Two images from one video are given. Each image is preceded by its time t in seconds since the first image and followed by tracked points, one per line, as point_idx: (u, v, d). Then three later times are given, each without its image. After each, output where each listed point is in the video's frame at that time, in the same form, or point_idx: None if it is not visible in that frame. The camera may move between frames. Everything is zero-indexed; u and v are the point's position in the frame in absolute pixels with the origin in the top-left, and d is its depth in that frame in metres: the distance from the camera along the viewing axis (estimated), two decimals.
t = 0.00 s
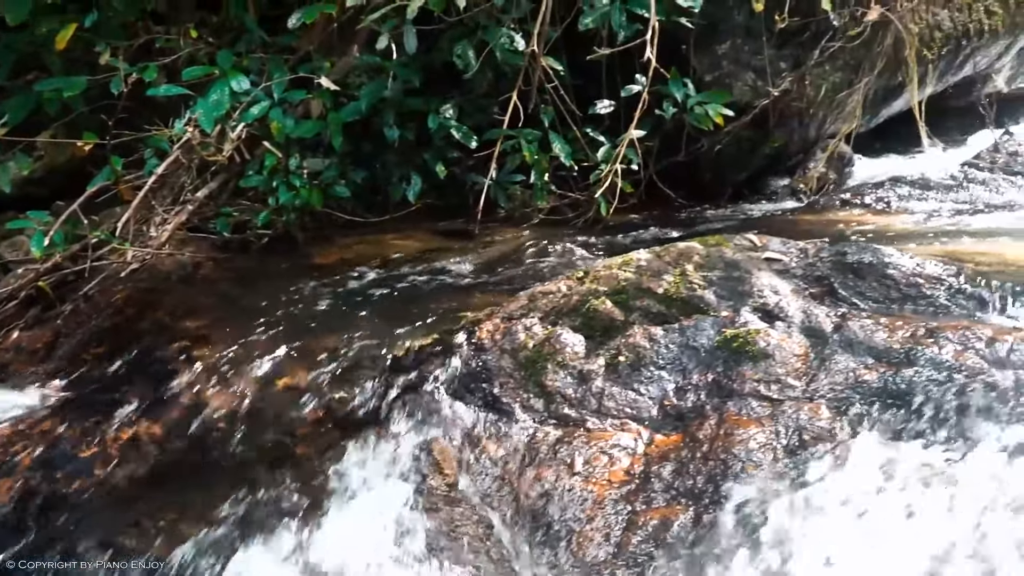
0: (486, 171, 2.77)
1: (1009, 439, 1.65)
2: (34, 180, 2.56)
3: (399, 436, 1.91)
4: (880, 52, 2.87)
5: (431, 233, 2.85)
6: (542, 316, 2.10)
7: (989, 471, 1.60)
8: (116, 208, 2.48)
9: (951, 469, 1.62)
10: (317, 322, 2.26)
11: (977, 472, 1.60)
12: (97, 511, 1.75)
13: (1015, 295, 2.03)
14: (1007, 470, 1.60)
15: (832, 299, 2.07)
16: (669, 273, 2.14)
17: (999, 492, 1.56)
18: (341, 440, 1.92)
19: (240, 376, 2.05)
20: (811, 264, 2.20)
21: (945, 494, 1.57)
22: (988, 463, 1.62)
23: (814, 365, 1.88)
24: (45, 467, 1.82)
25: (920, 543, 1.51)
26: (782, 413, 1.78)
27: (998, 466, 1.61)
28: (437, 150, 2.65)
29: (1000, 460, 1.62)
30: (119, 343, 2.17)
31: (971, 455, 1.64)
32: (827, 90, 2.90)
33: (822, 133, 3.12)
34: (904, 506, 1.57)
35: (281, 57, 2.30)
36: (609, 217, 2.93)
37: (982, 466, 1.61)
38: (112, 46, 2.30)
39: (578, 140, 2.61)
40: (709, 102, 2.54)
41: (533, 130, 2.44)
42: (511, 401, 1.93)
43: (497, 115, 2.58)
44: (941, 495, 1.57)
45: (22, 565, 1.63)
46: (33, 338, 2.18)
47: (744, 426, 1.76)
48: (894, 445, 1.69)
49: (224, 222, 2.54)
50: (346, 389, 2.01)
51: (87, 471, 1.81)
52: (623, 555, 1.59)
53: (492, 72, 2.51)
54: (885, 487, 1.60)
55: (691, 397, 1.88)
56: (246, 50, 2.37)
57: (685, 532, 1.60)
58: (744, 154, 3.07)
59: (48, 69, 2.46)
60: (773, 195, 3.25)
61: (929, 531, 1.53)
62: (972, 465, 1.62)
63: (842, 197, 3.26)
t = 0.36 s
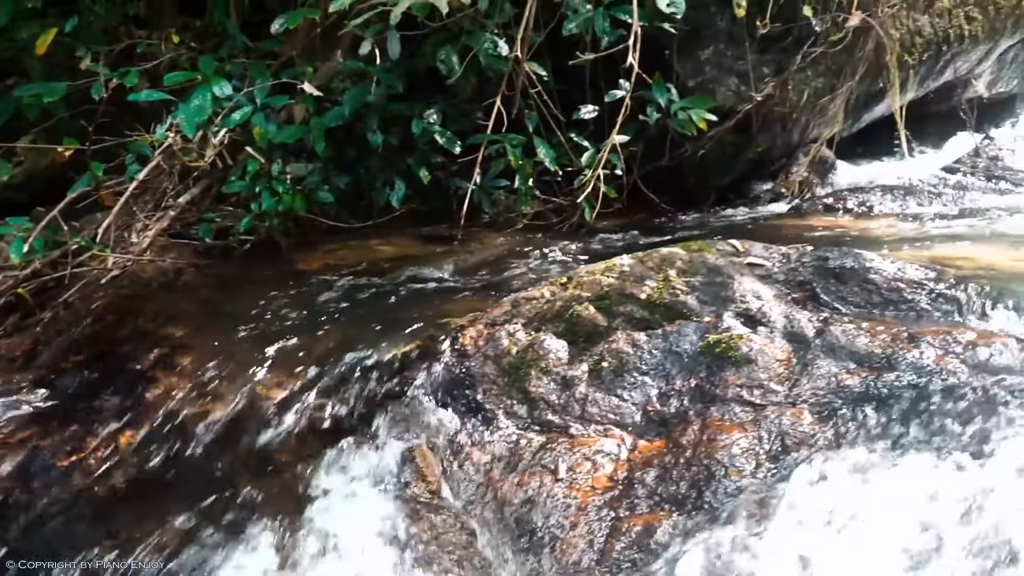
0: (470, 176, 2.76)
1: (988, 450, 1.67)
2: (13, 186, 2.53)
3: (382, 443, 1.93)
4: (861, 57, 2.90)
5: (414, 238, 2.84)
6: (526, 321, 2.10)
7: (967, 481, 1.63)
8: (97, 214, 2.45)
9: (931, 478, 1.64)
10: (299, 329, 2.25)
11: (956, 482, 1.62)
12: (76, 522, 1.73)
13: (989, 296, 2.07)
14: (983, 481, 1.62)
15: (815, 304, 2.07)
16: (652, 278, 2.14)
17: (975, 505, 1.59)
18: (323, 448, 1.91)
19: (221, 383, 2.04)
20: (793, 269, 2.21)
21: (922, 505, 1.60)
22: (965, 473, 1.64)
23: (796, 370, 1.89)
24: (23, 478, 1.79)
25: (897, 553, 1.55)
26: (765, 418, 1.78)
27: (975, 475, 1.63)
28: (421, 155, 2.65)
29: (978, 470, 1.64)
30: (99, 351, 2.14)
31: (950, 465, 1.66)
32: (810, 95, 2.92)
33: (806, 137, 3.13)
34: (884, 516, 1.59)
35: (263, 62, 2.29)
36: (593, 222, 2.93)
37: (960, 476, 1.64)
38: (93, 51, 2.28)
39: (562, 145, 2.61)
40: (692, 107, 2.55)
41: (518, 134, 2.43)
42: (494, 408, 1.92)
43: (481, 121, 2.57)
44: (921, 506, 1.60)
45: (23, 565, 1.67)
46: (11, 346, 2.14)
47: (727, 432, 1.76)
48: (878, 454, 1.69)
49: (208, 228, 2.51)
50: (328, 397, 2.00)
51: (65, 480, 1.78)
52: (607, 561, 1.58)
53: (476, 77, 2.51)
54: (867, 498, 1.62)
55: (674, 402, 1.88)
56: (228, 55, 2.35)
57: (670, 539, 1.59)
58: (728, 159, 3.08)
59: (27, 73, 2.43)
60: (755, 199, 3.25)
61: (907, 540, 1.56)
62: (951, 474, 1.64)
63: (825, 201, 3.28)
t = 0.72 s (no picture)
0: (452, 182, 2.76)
1: (981, 447, 1.66)
2: None
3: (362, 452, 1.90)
4: (840, 64, 2.92)
5: (396, 245, 2.84)
6: (507, 328, 2.09)
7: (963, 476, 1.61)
8: (76, 220, 2.44)
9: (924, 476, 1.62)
10: (280, 335, 2.24)
11: (948, 478, 1.61)
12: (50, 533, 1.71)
13: (968, 302, 2.08)
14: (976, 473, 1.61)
15: (795, 309, 2.08)
16: (633, 285, 2.14)
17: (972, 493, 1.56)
18: (303, 457, 1.90)
19: (202, 391, 2.02)
20: (773, 275, 2.22)
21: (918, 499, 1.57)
22: (959, 469, 1.62)
23: (777, 376, 1.89)
24: None
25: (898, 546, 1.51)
26: (746, 424, 1.78)
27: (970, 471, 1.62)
28: (403, 161, 2.65)
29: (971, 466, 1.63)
30: (77, 359, 2.13)
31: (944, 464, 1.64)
32: (790, 101, 2.94)
33: (786, 144, 3.15)
34: (878, 513, 1.57)
35: (244, 69, 2.29)
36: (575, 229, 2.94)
37: (954, 472, 1.62)
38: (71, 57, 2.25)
39: (544, 151, 2.62)
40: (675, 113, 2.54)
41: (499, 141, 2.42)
42: (475, 415, 1.92)
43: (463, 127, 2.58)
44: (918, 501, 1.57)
45: (22, 564, 1.67)
46: None
47: (708, 438, 1.76)
48: (864, 458, 1.68)
49: (187, 235, 2.50)
50: (309, 405, 1.99)
51: (38, 491, 1.80)
52: (588, 569, 1.57)
53: (457, 84, 2.51)
54: (859, 499, 1.59)
55: (655, 409, 1.88)
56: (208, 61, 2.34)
57: (651, 547, 1.58)
58: (709, 165, 3.10)
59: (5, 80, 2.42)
60: (737, 205, 3.27)
61: (906, 536, 1.53)
62: (943, 471, 1.63)
63: (807, 206, 3.30)
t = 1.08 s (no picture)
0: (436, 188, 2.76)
1: (960, 451, 1.67)
2: None
3: (344, 459, 1.90)
4: (823, 69, 2.91)
5: (380, 250, 2.84)
6: (490, 334, 2.09)
7: (942, 481, 1.62)
8: (56, 226, 2.42)
9: (904, 481, 1.63)
10: (262, 342, 2.23)
11: (928, 483, 1.62)
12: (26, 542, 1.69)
13: (949, 308, 2.09)
14: (956, 478, 1.62)
15: (778, 315, 2.09)
16: (616, 290, 2.14)
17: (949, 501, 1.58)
18: (285, 464, 1.89)
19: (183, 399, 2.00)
20: (755, 280, 2.23)
21: (899, 505, 1.59)
22: (939, 474, 1.64)
23: (759, 382, 1.89)
24: None
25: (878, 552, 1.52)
26: (728, 430, 1.78)
27: (949, 475, 1.63)
28: (386, 167, 2.65)
29: (951, 470, 1.64)
30: (56, 366, 2.11)
31: (924, 469, 1.65)
32: (773, 106, 2.95)
33: (770, 149, 3.19)
34: (860, 518, 1.57)
35: (227, 74, 2.28)
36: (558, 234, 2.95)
37: (934, 477, 1.63)
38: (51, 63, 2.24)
39: (528, 156, 2.62)
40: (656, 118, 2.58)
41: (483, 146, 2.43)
42: (459, 422, 1.91)
43: (447, 132, 2.58)
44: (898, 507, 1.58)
45: (22, 565, 1.67)
46: None
47: (691, 444, 1.76)
48: (843, 463, 1.69)
49: (169, 240, 2.49)
50: (291, 412, 1.98)
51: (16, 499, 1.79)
52: (572, 574, 1.55)
53: (441, 89, 2.51)
54: (835, 505, 1.60)
55: (639, 415, 1.88)
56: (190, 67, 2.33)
57: (635, 553, 1.56)
58: (693, 170, 3.11)
59: None
60: (721, 210, 3.26)
61: (883, 541, 1.54)
62: (923, 476, 1.64)
63: (790, 211, 3.32)
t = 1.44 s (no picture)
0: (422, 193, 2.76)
1: (941, 458, 1.69)
2: None
3: (329, 465, 1.89)
4: (808, 74, 2.92)
5: (366, 255, 2.85)
6: (476, 340, 2.08)
7: (922, 487, 1.63)
8: (39, 232, 2.39)
9: (886, 488, 1.64)
10: (246, 348, 2.22)
11: (909, 490, 1.63)
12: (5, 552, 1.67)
13: (933, 311, 2.11)
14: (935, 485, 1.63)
15: (762, 319, 2.10)
16: (601, 296, 2.14)
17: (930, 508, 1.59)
18: (269, 470, 1.88)
19: (166, 406, 1.99)
20: (740, 285, 2.24)
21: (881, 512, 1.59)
22: (920, 481, 1.65)
23: (744, 387, 1.89)
24: None
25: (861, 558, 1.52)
26: (714, 435, 1.78)
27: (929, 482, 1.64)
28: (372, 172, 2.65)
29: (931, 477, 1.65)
30: (38, 373, 2.09)
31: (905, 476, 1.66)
32: (758, 111, 2.96)
33: (755, 153, 3.19)
34: (842, 525, 1.58)
35: (210, 78, 2.27)
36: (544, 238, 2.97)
37: (914, 483, 1.64)
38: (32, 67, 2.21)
39: (514, 161, 2.62)
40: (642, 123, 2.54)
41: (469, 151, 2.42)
42: (444, 427, 1.90)
43: (432, 137, 2.58)
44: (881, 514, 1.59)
45: (23, 565, 1.65)
46: None
47: (676, 449, 1.75)
48: (827, 471, 1.70)
49: (153, 245, 2.45)
50: (275, 418, 1.97)
51: None
52: None
53: (427, 94, 2.50)
54: (819, 510, 1.61)
55: (624, 420, 1.88)
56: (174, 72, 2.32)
57: (620, 559, 1.56)
58: (678, 174, 3.13)
59: None
60: (706, 214, 3.32)
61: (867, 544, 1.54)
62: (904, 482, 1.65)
63: (775, 216, 3.35)
